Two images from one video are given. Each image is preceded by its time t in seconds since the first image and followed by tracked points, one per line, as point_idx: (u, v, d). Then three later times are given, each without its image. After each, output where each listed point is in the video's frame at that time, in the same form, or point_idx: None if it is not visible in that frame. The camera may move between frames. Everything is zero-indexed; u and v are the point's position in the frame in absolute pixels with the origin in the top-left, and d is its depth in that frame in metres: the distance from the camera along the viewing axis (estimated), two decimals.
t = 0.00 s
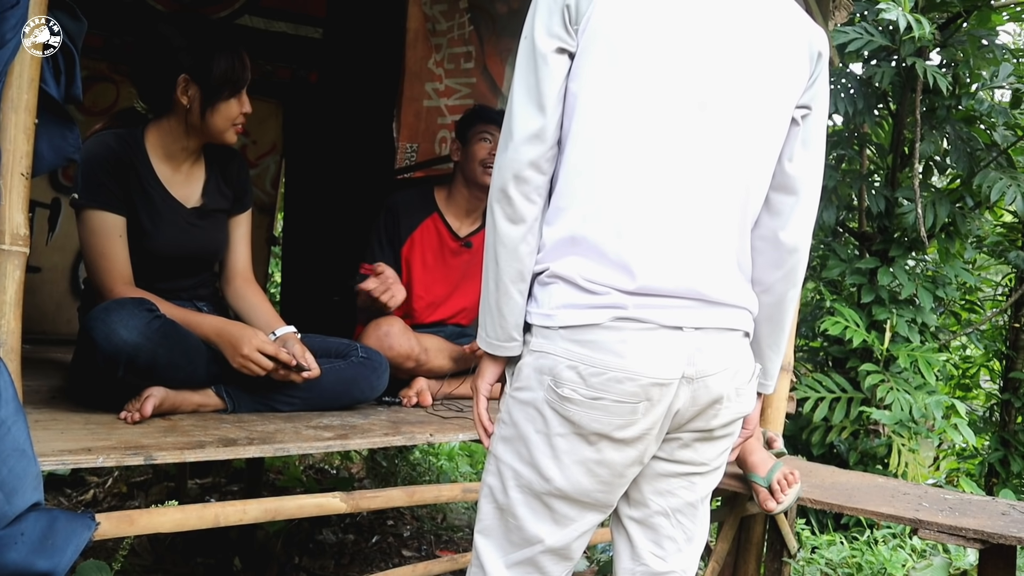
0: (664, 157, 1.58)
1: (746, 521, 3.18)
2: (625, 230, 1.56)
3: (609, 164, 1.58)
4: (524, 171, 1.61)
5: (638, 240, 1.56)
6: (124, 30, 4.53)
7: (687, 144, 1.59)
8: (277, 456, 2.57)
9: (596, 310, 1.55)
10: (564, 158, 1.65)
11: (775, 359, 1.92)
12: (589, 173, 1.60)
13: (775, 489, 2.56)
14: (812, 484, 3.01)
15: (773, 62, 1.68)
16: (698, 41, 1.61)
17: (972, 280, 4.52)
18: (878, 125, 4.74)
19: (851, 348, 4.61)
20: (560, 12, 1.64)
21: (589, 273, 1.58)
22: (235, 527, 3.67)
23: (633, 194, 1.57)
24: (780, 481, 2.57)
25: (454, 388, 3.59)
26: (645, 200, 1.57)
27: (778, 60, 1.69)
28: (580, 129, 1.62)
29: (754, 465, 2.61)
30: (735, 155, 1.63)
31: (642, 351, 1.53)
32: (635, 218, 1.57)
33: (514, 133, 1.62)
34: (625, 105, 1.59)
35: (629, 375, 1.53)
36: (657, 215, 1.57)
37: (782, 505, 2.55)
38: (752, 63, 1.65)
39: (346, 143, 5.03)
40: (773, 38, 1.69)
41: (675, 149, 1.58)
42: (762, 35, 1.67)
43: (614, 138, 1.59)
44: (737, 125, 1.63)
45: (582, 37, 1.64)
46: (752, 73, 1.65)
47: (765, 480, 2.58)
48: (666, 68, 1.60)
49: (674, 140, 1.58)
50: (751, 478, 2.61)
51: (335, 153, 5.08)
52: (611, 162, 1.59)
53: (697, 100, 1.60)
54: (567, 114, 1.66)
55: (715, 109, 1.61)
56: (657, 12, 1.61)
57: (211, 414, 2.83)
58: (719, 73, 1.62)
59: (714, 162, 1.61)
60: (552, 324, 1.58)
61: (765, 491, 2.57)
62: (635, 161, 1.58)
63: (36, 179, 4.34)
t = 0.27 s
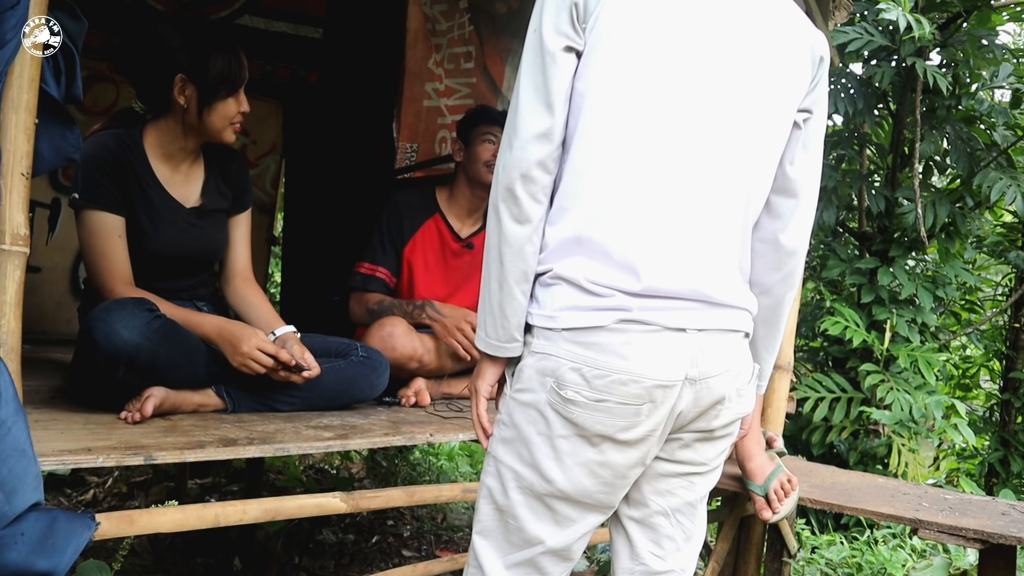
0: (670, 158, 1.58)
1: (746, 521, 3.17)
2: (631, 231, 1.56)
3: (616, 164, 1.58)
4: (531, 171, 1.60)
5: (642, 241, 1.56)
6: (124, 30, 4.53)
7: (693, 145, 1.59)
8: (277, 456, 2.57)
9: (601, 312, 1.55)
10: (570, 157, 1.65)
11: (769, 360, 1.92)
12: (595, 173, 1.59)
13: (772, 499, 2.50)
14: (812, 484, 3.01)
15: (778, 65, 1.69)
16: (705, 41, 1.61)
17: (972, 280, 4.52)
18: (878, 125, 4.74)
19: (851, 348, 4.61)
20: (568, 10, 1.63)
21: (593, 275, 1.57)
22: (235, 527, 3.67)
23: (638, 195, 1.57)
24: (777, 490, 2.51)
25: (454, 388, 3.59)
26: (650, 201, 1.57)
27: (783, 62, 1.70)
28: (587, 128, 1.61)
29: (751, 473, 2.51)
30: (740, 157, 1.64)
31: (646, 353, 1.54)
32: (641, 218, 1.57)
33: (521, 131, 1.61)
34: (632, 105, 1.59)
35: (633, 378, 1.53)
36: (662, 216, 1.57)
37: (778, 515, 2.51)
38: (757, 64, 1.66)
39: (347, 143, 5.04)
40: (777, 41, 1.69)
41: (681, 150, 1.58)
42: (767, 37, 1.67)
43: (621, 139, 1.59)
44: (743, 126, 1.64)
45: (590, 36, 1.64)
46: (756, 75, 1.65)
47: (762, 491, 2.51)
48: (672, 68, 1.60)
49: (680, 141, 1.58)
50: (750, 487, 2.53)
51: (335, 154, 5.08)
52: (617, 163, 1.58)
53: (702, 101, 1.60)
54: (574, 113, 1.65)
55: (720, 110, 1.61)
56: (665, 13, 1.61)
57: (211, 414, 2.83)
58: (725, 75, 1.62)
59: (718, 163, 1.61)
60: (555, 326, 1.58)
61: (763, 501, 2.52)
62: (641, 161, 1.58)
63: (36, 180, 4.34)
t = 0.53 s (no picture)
0: (673, 157, 1.58)
1: (746, 521, 3.17)
2: (635, 231, 1.56)
3: (619, 163, 1.58)
4: (534, 169, 1.60)
5: (644, 241, 1.56)
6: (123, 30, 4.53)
7: (696, 145, 1.59)
8: (277, 456, 2.58)
9: (603, 313, 1.55)
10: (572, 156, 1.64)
11: (770, 360, 1.92)
12: (597, 172, 1.59)
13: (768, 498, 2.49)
14: (811, 484, 3.01)
15: (781, 64, 1.69)
16: (708, 41, 1.62)
17: (972, 280, 4.52)
18: (878, 125, 4.74)
19: (851, 348, 4.61)
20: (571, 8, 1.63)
21: (595, 276, 1.57)
22: (235, 527, 3.67)
23: (641, 195, 1.57)
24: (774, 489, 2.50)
25: (455, 388, 3.60)
26: (653, 200, 1.57)
27: (784, 64, 1.70)
28: (590, 127, 1.61)
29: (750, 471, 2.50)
30: (743, 157, 1.64)
31: (648, 354, 1.54)
32: (644, 218, 1.57)
33: (524, 130, 1.61)
34: (635, 104, 1.59)
35: (636, 379, 1.53)
36: (665, 216, 1.57)
37: (771, 512, 2.54)
38: (759, 64, 1.66)
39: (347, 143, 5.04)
40: (781, 41, 1.69)
41: (684, 149, 1.58)
42: (770, 37, 1.68)
43: (624, 139, 1.59)
44: (746, 126, 1.64)
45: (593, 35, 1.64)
46: (760, 75, 1.66)
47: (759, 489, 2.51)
48: (675, 67, 1.60)
49: (683, 141, 1.58)
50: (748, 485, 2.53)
51: (335, 153, 5.09)
52: (620, 162, 1.58)
53: (705, 100, 1.60)
54: (576, 112, 1.65)
55: (725, 119, 1.61)
56: (668, 12, 1.61)
57: (211, 413, 2.83)
58: (728, 74, 1.62)
59: (722, 163, 1.61)
60: (557, 327, 1.58)
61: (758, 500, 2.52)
62: (644, 161, 1.58)
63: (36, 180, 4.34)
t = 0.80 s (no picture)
0: (674, 156, 1.58)
1: (746, 521, 3.17)
2: (636, 231, 1.56)
3: (619, 163, 1.58)
4: (534, 170, 1.60)
5: (645, 240, 1.56)
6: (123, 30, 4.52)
7: (696, 144, 1.59)
8: (277, 456, 2.57)
9: (605, 314, 1.55)
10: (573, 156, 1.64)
11: (776, 359, 1.94)
12: (598, 172, 1.59)
13: (770, 496, 2.48)
14: (811, 483, 3.01)
15: (781, 62, 1.69)
16: (707, 39, 1.61)
17: (973, 281, 4.52)
18: (878, 125, 4.74)
19: (851, 348, 4.61)
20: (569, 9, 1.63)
21: (597, 276, 1.57)
22: (235, 527, 3.67)
23: (642, 194, 1.57)
24: (775, 487, 2.50)
25: (454, 388, 3.60)
26: (654, 200, 1.57)
27: (784, 61, 1.69)
28: (590, 128, 1.61)
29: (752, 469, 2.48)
30: (744, 155, 1.63)
31: (651, 354, 1.54)
32: (645, 217, 1.56)
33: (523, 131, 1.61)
34: (635, 104, 1.59)
35: (638, 379, 1.53)
36: (667, 215, 1.57)
37: (772, 508, 2.49)
38: (760, 63, 1.65)
39: (347, 143, 5.04)
40: (780, 39, 1.69)
41: (685, 148, 1.58)
42: (769, 35, 1.67)
43: (623, 138, 1.58)
44: (747, 124, 1.63)
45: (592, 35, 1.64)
46: (760, 74, 1.65)
47: (760, 483, 2.51)
48: (675, 66, 1.60)
49: (684, 140, 1.58)
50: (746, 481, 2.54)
51: (335, 153, 5.09)
52: (621, 162, 1.58)
53: (706, 99, 1.60)
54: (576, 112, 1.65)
55: (725, 116, 1.61)
56: (666, 11, 1.61)
57: (211, 414, 2.83)
58: (728, 73, 1.62)
59: (723, 162, 1.61)
60: (559, 327, 1.58)
61: (758, 493, 2.50)
62: (645, 160, 1.58)
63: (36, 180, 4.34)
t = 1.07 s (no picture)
0: (673, 156, 1.57)
1: (746, 521, 3.17)
2: (636, 231, 1.56)
3: (618, 163, 1.58)
4: (528, 175, 1.63)
5: (646, 241, 1.55)
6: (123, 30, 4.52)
7: (696, 144, 1.58)
8: (277, 456, 2.57)
9: (607, 314, 1.54)
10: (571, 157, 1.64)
11: (779, 359, 1.95)
12: (596, 173, 1.59)
13: (770, 495, 2.48)
14: (811, 484, 3.01)
15: (781, 62, 1.68)
16: (705, 39, 1.61)
17: (972, 281, 4.52)
18: (878, 125, 4.74)
19: (851, 348, 4.61)
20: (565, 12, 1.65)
21: (599, 277, 1.56)
22: (235, 527, 3.67)
23: (645, 195, 1.56)
24: (775, 486, 2.50)
25: (454, 388, 3.60)
26: (654, 200, 1.56)
27: (784, 61, 1.69)
28: (588, 129, 1.62)
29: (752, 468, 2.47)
30: (744, 154, 1.63)
31: (653, 355, 1.54)
32: (645, 218, 1.56)
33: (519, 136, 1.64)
34: (633, 105, 1.59)
35: (640, 380, 1.53)
36: (667, 215, 1.56)
37: (772, 507, 2.48)
38: (760, 61, 1.65)
39: (347, 143, 5.04)
40: (780, 39, 1.69)
41: (684, 148, 1.58)
42: (769, 34, 1.67)
43: (624, 138, 1.58)
44: (746, 124, 1.63)
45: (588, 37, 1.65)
46: (759, 73, 1.65)
47: (760, 481, 2.51)
48: (673, 67, 1.60)
49: (683, 140, 1.58)
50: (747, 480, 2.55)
51: (335, 153, 5.09)
52: (620, 162, 1.58)
53: (704, 99, 1.60)
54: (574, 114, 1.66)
55: (726, 115, 1.61)
56: (668, 13, 1.62)
57: (211, 414, 2.83)
58: (726, 72, 1.62)
59: (723, 161, 1.60)
60: (561, 327, 1.57)
61: (758, 492, 2.50)
62: (644, 160, 1.57)
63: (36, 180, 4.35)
